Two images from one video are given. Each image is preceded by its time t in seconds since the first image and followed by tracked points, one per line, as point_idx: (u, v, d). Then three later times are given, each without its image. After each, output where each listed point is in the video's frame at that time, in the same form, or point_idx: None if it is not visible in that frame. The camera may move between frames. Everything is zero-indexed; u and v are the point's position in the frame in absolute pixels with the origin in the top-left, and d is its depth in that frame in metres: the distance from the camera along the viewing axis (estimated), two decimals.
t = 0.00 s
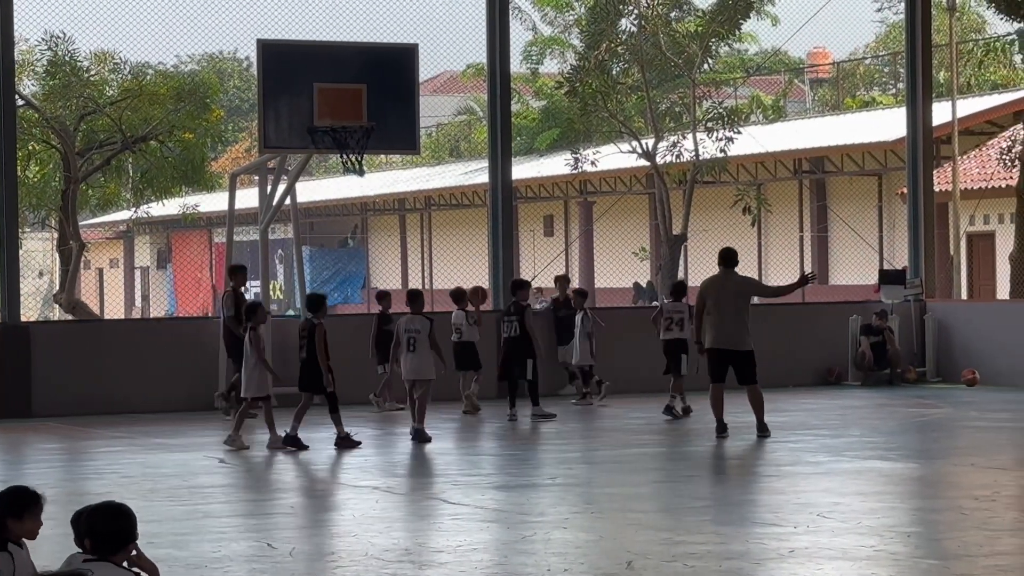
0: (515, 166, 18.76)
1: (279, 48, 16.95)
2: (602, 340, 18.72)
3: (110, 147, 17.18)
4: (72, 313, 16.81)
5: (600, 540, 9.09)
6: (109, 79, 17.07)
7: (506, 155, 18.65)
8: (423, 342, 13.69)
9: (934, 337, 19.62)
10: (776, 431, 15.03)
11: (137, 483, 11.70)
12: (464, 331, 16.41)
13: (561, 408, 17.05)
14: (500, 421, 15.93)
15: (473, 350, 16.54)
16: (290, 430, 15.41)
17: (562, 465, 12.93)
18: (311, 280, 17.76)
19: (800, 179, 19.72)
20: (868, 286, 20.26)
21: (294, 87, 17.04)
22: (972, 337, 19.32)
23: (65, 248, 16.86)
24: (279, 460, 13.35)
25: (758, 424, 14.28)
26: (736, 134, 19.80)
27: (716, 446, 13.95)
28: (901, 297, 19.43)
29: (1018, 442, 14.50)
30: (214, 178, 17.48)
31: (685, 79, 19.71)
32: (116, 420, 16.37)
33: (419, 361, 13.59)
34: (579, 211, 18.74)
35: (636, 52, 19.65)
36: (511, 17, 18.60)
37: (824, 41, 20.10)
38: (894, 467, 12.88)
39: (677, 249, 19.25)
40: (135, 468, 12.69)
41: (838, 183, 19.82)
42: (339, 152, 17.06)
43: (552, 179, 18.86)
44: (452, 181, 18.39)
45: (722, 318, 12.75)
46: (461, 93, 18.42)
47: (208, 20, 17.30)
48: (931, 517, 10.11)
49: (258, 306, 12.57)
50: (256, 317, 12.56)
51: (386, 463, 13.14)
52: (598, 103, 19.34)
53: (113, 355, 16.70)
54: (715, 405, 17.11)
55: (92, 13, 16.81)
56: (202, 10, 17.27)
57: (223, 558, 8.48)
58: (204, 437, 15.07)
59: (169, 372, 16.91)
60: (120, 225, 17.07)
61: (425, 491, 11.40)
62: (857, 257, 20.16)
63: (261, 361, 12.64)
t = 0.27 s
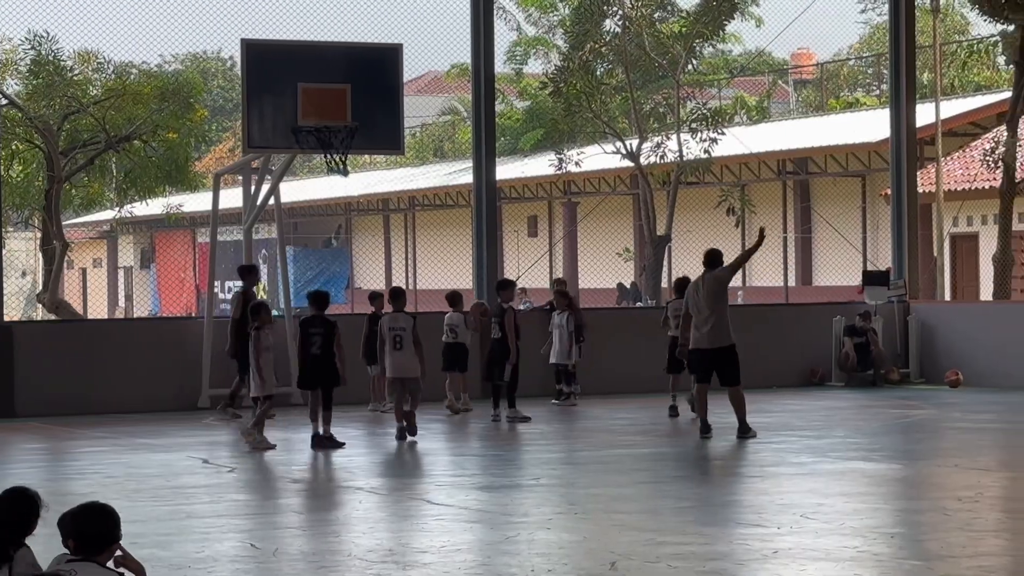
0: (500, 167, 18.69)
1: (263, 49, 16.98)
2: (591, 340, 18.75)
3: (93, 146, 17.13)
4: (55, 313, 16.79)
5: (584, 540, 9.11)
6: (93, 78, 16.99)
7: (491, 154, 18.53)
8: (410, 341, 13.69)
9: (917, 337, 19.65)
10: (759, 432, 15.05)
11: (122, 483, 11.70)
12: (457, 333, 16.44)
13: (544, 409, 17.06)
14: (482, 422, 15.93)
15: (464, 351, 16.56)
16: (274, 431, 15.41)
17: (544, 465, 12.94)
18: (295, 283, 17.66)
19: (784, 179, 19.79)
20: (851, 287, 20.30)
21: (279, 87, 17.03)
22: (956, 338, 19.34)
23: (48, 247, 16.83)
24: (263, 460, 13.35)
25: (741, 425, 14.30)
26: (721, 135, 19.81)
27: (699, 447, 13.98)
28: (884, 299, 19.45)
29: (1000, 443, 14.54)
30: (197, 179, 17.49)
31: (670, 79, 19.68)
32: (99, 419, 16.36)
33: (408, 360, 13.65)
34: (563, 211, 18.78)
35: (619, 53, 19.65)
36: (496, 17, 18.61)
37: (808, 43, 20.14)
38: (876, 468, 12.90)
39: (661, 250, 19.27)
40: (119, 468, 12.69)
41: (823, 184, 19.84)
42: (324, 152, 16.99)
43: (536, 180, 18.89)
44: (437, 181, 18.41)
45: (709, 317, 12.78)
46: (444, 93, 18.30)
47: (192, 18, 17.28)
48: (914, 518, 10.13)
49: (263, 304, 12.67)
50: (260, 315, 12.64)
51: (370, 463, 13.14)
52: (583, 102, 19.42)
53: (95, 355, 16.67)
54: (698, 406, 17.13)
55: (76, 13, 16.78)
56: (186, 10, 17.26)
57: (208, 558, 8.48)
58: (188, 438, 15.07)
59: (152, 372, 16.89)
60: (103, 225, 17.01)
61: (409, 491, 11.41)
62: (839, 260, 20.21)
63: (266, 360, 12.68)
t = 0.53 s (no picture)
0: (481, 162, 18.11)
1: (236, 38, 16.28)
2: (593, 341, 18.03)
3: (60, 140, 16.47)
4: (19, 314, 16.21)
5: (572, 550, 8.54)
6: (60, 70, 16.37)
7: (471, 152, 17.57)
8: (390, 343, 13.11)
9: (914, 340, 19.05)
10: (751, 438, 14.43)
11: (88, 490, 11.12)
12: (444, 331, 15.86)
13: (527, 412, 16.48)
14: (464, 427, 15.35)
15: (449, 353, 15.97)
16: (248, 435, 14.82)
17: (528, 471, 12.36)
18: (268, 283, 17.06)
19: (775, 176, 19.85)
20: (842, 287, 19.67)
21: (252, 79, 16.34)
22: (952, 340, 18.77)
23: (13, 245, 16.15)
24: (235, 466, 12.76)
25: (733, 432, 13.69)
26: (711, 129, 19.27)
27: (690, 452, 13.41)
28: (878, 299, 18.85)
29: (1001, 449, 13.90)
30: (168, 174, 16.96)
31: (657, 72, 19.00)
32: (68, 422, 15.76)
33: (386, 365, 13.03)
34: (546, 209, 18.52)
35: (605, 45, 18.91)
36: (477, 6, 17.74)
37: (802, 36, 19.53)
38: (873, 475, 12.24)
39: (649, 249, 18.71)
40: (85, 474, 12.10)
41: (812, 181, 20.09)
42: (299, 147, 16.33)
43: (519, 175, 18.50)
44: (419, 178, 17.99)
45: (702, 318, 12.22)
46: (421, 85, 17.91)
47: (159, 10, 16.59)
48: (913, 527, 9.51)
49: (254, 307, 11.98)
50: (251, 319, 11.96)
51: (346, 468, 12.57)
52: (566, 95, 18.82)
53: (62, 357, 15.97)
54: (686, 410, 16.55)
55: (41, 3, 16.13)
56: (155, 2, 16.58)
57: (175, 567, 7.90)
58: (159, 442, 14.48)
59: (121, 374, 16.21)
60: (69, 222, 16.44)
61: (386, 498, 10.83)
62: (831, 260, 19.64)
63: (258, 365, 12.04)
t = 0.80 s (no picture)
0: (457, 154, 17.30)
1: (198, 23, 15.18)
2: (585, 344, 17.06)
3: (10, 132, 15.73)
4: None
5: (557, 566, 7.66)
6: (10, 55, 15.65)
7: (448, 146, 16.74)
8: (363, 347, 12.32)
9: (913, 343, 18.23)
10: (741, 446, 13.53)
11: (33, 501, 10.22)
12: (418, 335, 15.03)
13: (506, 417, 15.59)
14: (438, 434, 14.45)
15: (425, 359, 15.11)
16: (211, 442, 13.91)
17: (507, 481, 11.47)
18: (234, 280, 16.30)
19: (768, 169, 18.89)
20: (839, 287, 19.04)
21: (215, 67, 15.31)
22: (955, 342, 17.94)
23: None
24: (194, 475, 11.86)
25: (723, 440, 12.77)
26: (702, 120, 18.58)
27: (681, 460, 12.52)
28: (877, 300, 18.03)
29: (1006, 454, 12.94)
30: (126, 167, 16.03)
31: (644, 59, 18.34)
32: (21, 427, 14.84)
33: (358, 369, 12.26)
34: (526, 205, 17.44)
35: (589, 30, 18.29)
36: None
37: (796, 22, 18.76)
38: (870, 484, 11.18)
39: (636, 247, 17.79)
40: (31, 485, 11.20)
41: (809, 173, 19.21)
42: (265, 138, 15.32)
43: (497, 168, 17.52)
44: (390, 170, 17.08)
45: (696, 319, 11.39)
46: (395, 73, 16.98)
47: None
48: (911, 540, 8.56)
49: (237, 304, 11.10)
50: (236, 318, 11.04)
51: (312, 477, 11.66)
52: (549, 84, 18.08)
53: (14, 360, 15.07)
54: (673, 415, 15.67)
55: None
56: None
57: None
58: (115, 450, 13.56)
59: (76, 377, 15.31)
60: (21, 217, 15.54)
61: (354, 509, 9.94)
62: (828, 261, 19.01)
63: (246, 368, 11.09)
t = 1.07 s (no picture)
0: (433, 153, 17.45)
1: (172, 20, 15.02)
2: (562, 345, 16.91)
3: None
4: None
5: (533, 567, 7.58)
6: None
7: (421, 137, 16.34)
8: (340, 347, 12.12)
9: (892, 345, 18.13)
10: (720, 447, 13.46)
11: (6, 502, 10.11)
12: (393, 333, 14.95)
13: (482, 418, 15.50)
14: (413, 435, 14.35)
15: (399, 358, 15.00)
16: (184, 443, 13.80)
17: (482, 482, 11.38)
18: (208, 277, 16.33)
19: (746, 168, 19.25)
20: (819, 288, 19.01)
21: (188, 63, 15.13)
22: (933, 344, 17.88)
23: None
24: (168, 476, 11.75)
25: (700, 441, 12.68)
26: (678, 119, 18.27)
27: (657, 462, 12.44)
28: (855, 301, 17.94)
29: (984, 455, 12.87)
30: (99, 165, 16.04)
31: (621, 58, 18.11)
32: None
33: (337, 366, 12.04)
34: (503, 203, 17.61)
35: (567, 30, 17.96)
36: None
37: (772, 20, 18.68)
38: (848, 486, 11.10)
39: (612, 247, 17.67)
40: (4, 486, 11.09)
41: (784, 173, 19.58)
42: (240, 136, 15.22)
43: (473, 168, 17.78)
44: (365, 170, 17.11)
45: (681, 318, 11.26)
46: (371, 73, 17.00)
47: None
48: (890, 541, 8.49)
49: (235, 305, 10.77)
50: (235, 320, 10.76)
51: (286, 477, 11.56)
52: (525, 82, 17.79)
53: None
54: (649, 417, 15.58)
55: None
56: None
57: None
58: (88, 450, 13.45)
59: (49, 377, 15.16)
60: None
61: (328, 510, 9.84)
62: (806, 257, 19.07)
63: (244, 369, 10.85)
